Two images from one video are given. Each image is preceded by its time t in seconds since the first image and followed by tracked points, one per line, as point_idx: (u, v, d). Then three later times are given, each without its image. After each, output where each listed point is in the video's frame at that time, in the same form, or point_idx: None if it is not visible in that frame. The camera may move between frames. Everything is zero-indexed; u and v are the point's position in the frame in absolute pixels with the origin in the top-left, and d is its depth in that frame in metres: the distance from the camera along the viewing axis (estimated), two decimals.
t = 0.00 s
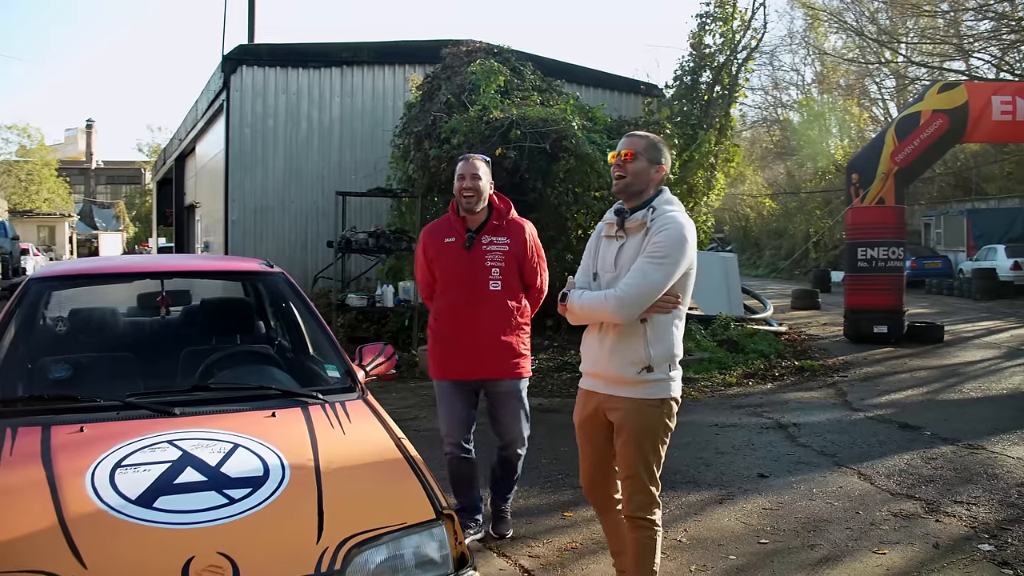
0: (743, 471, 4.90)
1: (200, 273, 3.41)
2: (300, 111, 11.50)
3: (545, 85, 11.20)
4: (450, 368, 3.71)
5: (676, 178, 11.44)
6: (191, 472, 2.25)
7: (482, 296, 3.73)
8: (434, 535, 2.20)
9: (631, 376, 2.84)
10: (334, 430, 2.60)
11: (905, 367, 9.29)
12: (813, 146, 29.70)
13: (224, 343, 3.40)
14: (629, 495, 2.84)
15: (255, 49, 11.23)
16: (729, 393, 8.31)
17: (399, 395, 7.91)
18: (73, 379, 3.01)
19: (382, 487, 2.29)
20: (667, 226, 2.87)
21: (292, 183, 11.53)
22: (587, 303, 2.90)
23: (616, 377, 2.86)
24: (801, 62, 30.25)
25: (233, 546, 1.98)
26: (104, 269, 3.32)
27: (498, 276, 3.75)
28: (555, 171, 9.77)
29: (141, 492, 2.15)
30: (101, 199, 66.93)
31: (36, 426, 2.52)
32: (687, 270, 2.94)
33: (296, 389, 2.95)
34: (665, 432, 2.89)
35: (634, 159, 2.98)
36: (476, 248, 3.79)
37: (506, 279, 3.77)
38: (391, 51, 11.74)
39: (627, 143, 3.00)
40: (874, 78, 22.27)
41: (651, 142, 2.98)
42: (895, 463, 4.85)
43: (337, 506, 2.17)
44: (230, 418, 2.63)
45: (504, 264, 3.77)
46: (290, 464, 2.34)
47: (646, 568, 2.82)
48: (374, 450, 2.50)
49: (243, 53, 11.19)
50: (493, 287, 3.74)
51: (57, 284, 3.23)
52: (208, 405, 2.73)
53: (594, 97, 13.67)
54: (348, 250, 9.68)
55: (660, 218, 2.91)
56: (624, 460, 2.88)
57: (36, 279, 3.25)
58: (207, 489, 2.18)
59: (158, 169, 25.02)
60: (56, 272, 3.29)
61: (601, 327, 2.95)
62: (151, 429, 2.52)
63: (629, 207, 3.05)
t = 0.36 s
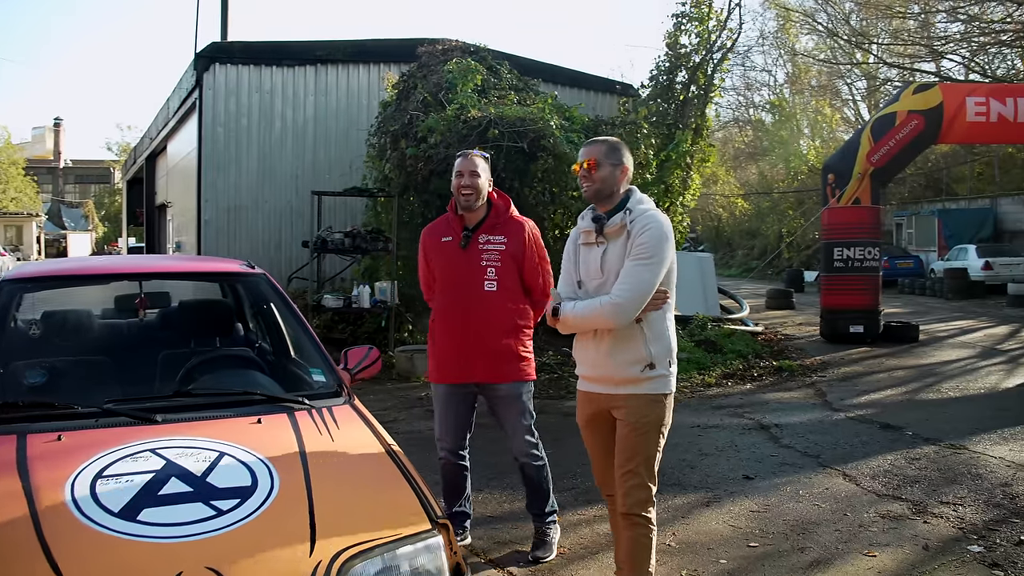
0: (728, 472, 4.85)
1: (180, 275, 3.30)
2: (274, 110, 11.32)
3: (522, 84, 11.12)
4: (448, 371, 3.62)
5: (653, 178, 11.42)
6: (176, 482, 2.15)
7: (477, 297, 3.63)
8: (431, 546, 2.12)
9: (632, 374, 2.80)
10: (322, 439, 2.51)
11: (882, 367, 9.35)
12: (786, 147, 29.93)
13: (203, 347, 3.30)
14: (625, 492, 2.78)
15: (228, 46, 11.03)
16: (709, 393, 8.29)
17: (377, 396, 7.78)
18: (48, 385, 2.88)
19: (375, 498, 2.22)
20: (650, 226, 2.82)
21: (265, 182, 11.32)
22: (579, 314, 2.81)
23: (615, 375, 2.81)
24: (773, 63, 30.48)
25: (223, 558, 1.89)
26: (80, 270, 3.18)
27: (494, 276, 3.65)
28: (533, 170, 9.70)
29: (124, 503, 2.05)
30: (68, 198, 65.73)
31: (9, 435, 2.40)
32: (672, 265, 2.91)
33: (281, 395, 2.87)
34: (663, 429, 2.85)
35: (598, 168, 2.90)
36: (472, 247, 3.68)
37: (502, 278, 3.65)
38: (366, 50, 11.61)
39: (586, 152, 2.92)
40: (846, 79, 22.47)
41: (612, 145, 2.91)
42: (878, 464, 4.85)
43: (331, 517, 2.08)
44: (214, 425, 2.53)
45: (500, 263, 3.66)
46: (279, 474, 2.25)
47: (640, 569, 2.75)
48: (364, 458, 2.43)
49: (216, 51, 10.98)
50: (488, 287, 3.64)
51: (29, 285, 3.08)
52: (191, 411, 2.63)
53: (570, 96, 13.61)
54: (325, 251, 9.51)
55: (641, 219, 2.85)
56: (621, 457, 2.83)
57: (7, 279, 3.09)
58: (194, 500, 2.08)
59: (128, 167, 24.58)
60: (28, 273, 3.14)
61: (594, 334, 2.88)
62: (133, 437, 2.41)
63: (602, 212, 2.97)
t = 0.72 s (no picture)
0: (708, 474, 4.83)
1: (156, 277, 3.20)
2: (246, 110, 11.14)
3: (496, 84, 11.06)
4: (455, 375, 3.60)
5: (628, 178, 11.41)
6: (154, 492, 2.06)
7: (486, 303, 3.61)
8: (420, 556, 2.04)
9: (624, 370, 2.76)
10: (305, 444, 2.43)
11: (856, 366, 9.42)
12: (758, 149, 30.16)
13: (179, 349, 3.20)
14: (629, 487, 2.72)
15: (199, 45, 10.84)
16: (686, 394, 8.27)
17: (351, 399, 7.66)
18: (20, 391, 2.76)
19: (360, 506, 2.13)
20: (631, 222, 2.78)
21: (237, 181, 11.14)
22: (565, 316, 2.73)
23: (608, 372, 2.77)
24: (745, 65, 30.74)
25: (205, 571, 1.80)
26: (51, 273, 3.07)
27: (505, 281, 3.62)
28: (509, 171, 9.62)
29: (100, 515, 1.95)
30: (34, 198, 64.53)
31: None
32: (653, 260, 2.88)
33: (263, 399, 2.79)
34: (659, 422, 2.80)
35: (570, 172, 2.87)
36: (485, 251, 3.67)
37: (513, 284, 3.62)
38: (338, 49, 11.48)
39: (556, 157, 2.88)
40: (817, 81, 22.66)
41: (580, 147, 2.88)
42: (858, 464, 4.85)
43: (316, 526, 2.00)
44: (193, 432, 2.45)
45: (511, 269, 3.63)
46: (262, 480, 2.16)
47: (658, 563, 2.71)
48: (346, 464, 2.35)
49: (188, 49, 10.78)
50: (499, 292, 3.61)
51: None
52: (169, 418, 2.55)
53: (544, 97, 13.57)
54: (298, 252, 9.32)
55: (620, 216, 2.81)
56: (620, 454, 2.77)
57: None
58: (174, 511, 1.99)
59: (96, 167, 24.15)
60: None
61: (581, 335, 2.82)
62: (108, 446, 2.32)
63: (579, 214, 2.91)
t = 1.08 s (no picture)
0: (687, 476, 4.79)
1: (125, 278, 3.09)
2: (216, 108, 10.93)
3: (469, 82, 10.98)
4: (451, 379, 3.59)
5: (602, 178, 11.38)
6: (121, 504, 1.96)
7: (480, 306, 3.57)
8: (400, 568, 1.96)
9: (605, 374, 2.69)
10: (278, 451, 2.34)
11: (830, 365, 9.47)
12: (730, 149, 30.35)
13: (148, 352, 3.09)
14: (612, 492, 2.67)
15: (168, 41, 10.61)
16: (662, 394, 8.25)
17: (323, 401, 7.52)
18: None
19: (336, 516, 2.05)
20: (609, 221, 2.72)
21: (206, 181, 10.92)
22: (542, 319, 2.65)
23: (588, 375, 2.70)
24: (717, 66, 30.94)
25: None
26: (17, 272, 2.96)
27: (499, 285, 3.58)
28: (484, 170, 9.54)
29: (63, 529, 1.85)
30: None
31: None
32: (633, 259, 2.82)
33: (234, 405, 2.69)
34: (639, 425, 2.75)
35: (543, 176, 2.80)
36: (480, 253, 3.63)
37: (506, 288, 3.58)
38: (310, 46, 11.33)
39: (527, 161, 2.81)
40: (788, 81, 22.84)
41: (550, 148, 2.82)
42: (835, 464, 4.85)
43: (292, 538, 1.91)
44: (163, 440, 2.35)
45: (506, 273, 3.59)
46: (235, 490, 2.07)
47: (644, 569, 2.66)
48: (321, 472, 2.26)
49: (156, 46, 10.56)
50: (492, 296, 3.57)
51: None
52: (137, 425, 2.44)
53: (517, 96, 13.51)
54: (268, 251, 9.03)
55: (599, 215, 2.76)
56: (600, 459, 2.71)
57: None
58: (142, 524, 1.89)
59: (62, 166, 23.67)
60: None
61: (559, 337, 2.75)
62: (72, 456, 2.21)
63: (554, 215, 2.84)
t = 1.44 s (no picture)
0: (674, 482, 4.70)
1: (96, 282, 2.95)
2: (192, 106, 10.71)
3: (448, 80, 10.84)
4: (434, 383, 3.48)
5: (583, 177, 11.28)
6: (89, 528, 1.84)
7: (464, 308, 3.46)
8: None
9: (589, 392, 2.56)
10: (255, 468, 2.23)
11: (813, 366, 9.45)
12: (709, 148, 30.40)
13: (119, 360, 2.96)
14: (583, 517, 2.52)
15: (143, 38, 10.36)
16: (645, 397, 8.18)
17: (302, 405, 7.36)
18: None
19: (317, 538, 1.94)
20: (594, 230, 2.53)
21: (182, 180, 10.68)
22: (526, 334, 2.55)
23: (573, 392, 2.58)
24: (696, 65, 30.99)
25: None
26: None
27: (482, 286, 3.46)
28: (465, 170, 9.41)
29: (25, 558, 1.72)
30: None
31: None
32: (625, 269, 2.62)
33: (210, 418, 2.56)
34: (624, 450, 2.60)
35: (517, 196, 2.65)
36: (464, 253, 3.52)
37: (490, 289, 3.46)
38: (287, 44, 11.17)
39: (499, 178, 2.65)
40: (767, 80, 22.89)
41: (521, 159, 2.64)
42: (824, 469, 4.79)
43: (270, 564, 1.80)
44: (133, 457, 2.22)
45: (489, 274, 3.47)
46: (210, 512, 1.96)
47: None
48: (300, 490, 2.15)
49: (131, 42, 10.29)
50: (476, 298, 3.46)
51: None
52: (107, 440, 2.31)
53: (496, 95, 13.40)
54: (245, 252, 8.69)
55: (583, 224, 2.56)
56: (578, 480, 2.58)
57: None
58: (110, 550, 1.77)
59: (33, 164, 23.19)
60: None
61: (546, 352, 2.64)
62: (36, 475, 2.08)
63: (537, 226, 2.68)
